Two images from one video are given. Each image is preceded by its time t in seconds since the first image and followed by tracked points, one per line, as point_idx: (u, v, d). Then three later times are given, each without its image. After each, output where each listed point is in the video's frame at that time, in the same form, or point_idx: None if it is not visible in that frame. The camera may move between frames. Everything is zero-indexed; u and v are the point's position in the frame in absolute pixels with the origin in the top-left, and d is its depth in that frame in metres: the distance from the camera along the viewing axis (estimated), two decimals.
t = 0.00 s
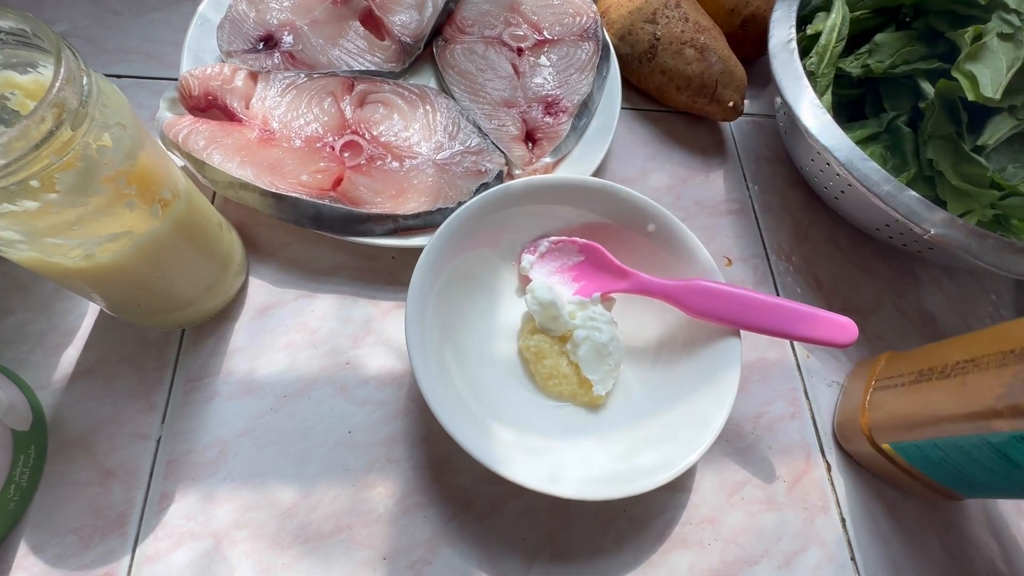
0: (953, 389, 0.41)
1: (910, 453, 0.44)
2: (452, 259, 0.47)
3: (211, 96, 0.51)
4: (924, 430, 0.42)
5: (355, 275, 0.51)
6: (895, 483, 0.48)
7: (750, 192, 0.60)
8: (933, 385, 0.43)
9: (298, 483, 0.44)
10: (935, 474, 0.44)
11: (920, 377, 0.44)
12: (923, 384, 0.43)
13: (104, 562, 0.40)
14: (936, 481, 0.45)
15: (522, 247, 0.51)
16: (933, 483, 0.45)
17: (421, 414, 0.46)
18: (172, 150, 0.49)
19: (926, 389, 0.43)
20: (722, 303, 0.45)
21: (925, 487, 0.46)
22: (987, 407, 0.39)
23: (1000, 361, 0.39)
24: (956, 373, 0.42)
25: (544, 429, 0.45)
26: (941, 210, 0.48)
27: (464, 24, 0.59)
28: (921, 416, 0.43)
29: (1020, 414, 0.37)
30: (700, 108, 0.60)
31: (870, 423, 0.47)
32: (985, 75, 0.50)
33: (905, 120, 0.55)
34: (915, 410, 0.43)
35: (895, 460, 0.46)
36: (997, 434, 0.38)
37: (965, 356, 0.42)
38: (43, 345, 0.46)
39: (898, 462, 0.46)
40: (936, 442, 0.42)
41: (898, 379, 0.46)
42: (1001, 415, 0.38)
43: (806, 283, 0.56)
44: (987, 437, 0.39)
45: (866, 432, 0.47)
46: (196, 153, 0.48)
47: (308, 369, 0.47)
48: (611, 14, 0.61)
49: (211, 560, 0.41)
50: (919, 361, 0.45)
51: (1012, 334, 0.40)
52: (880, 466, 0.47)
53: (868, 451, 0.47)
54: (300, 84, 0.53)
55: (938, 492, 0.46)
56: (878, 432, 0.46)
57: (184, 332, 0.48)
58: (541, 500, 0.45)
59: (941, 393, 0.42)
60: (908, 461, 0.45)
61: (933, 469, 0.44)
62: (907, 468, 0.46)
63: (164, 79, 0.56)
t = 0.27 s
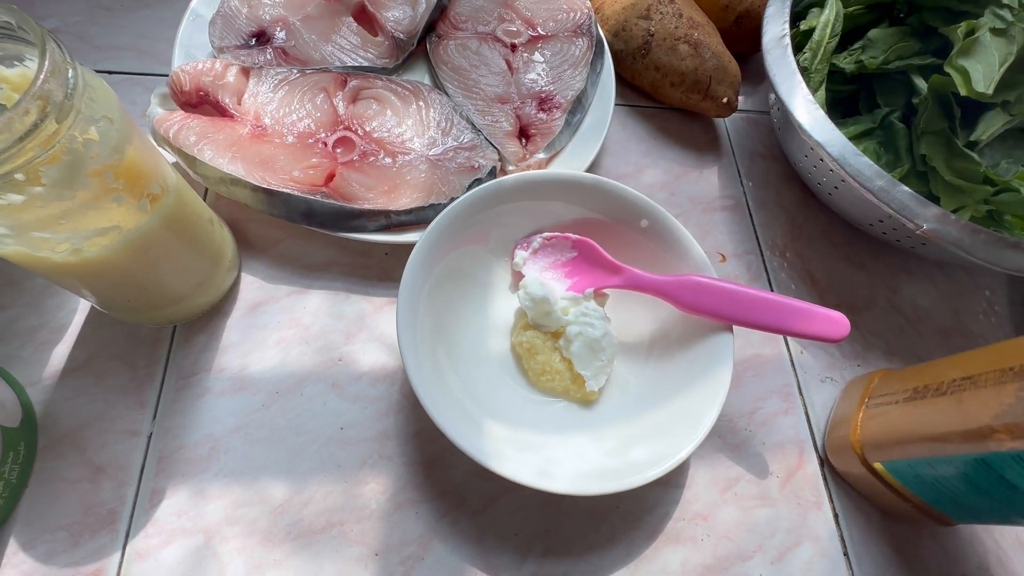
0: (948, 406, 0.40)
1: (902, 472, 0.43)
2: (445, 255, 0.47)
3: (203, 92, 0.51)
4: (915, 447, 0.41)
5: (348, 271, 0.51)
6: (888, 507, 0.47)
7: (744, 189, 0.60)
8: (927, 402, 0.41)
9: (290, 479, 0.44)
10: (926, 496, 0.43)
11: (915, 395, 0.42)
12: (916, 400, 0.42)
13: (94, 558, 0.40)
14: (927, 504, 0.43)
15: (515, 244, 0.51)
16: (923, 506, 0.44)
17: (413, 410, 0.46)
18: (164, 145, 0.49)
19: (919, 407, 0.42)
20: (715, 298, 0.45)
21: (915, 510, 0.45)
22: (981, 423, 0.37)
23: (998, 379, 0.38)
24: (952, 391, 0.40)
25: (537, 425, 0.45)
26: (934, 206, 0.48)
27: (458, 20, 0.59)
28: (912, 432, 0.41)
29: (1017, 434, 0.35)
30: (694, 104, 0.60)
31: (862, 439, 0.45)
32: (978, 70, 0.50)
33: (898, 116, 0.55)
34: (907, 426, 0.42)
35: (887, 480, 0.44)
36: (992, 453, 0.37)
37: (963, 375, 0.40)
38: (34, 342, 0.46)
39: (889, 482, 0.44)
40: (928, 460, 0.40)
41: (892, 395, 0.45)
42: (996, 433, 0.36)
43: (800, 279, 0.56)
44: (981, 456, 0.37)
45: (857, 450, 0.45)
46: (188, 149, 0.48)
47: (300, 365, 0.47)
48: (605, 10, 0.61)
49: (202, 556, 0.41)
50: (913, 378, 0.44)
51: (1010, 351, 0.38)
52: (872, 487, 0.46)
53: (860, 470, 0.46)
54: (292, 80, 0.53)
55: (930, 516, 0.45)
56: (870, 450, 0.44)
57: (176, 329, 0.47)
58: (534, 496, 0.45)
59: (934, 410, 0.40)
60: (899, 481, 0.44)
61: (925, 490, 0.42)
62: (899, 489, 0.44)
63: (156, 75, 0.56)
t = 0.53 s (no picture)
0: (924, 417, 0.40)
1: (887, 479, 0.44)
2: (447, 259, 0.48)
3: (208, 97, 0.52)
4: (897, 456, 0.42)
5: (352, 274, 0.52)
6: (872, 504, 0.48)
7: (741, 191, 0.61)
8: (906, 412, 0.42)
9: (296, 479, 0.44)
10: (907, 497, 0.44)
11: (893, 404, 0.43)
12: (895, 410, 0.43)
13: (104, 557, 0.41)
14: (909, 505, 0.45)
15: (516, 247, 0.52)
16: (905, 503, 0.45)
17: (416, 410, 0.47)
18: (170, 150, 0.50)
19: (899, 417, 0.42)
20: (712, 301, 0.46)
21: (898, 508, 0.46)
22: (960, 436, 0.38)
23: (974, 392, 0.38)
24: (929, 402, 0.41)
25: (537, 425, 0.46)
26: (926, 209, 0.49)
27: (459, 25, 0.59)
28: (894, 441, 0.42)
29: (993, 447, 0.36)
30: (691, 108, 0.61)
31: (846, 447, 0.46)
32: (969, 76, 0.51)
33: (892, 120, 0.56)
34: (888, 436, 0.42)
35: (873, 485, 0.45)
36: (970, 465, 0.37)
37: (941, 385, 0.41)
38: (42, 344, 0.47)
39: (874, 487, 0.45)
40: (910, 470, 0.41)
41: (873, 404, 0.45)
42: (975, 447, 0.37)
43: (796, 281, 0.57)
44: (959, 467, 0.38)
45: (843, 456, 0.46)
46: (194, 154, 0.49)
47: (305, 367, 0.48)
48: (603, 15, 0.62)
49: (210, 555, 0.42)
50: (895, 387, 0.44)
51: (984, 362, 0.39)
52: (860, 491, 0.47)
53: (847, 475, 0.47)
54: (296, 85, 0.54)
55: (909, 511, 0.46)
56: (855, 457, 0.45)
57: (182, 331, 0.48)
58: (535, 494, 0.46)
59: (914, 419, 0.41)
60: (883, 486, 0.45)
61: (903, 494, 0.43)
62: (883, 492, 0.45)
63: (161, 80, 0.56)
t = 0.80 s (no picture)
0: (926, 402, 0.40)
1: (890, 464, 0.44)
2: (445, 259, 0.47)
3: (204, 97, 0.52)
4: (900, 442, 0.42)
5: (349, 274, 0.51)
6: (874, 490, 0.48)
7: (741, 191, 0.60)
8: (908, 398, 0.42)
9: (292, 481, 0.44)
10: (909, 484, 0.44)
11: (894, 389, 0.43)
12: (896, 396, 0.43)
13: (99, 561, 0.41)
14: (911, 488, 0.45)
15: (514, 247, 0.51)
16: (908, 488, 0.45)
17: (414, 412, 0.47)
18: (165, 150, 0.50)
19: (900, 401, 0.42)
20: (712, 301, 0.46)
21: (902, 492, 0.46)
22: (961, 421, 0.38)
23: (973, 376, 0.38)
24: (929, 386, 0.41)
25: (536, 426, 0.45)
26: (927, 209, 0.49)
27: (457, 24, 0.59)
28: (896, 428, 0.42)
29: (995, 429, 0.36)
30: (691, 107, 0.60)
31: (848, 434, 0.46)
32: (971, 75, 0.51)
33: (893, 119, 0.56)
34: (889, 422, 0.42)
35: (876, 470, 0.45)
36: (973, 449, 0.37)
37: (940, 369, 0.41)
38: (37, 346, 0.46)
39: (877, 473, 0.45)
40: (913, 454, 0.41)
41: (874, 389, 0.45)
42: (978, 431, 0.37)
43: (796, 281, 0.57)
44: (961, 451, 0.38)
45: (845, 443, 0.46)
46: (189, 154, 0.48)
47: (302, 368, 0.48)
48: (602, 14, 0.61)
49: (206, 558, 0.41)
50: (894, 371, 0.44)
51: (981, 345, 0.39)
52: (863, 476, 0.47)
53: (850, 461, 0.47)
54: (293, 85, 0.54)
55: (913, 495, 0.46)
56: (857, 444, 0.45)
57: (178, 333, 0.48)
58: (534, 496, 0.45)
59: (915, 404, 0.41)
60: (886, 472, 0.45)
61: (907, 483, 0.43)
62: (886, 477, 0.45)
63: (156, 80, 0.56)
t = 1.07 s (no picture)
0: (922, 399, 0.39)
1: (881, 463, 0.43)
2: (444, 260, 0.47)
3: (200, 96, 0.51)
4: (893, 439, 0.41)
5: (347, 275, 0.51)
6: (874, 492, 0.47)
7: (743, 191, 0.60)
8: (903, 395, 0.41)
9: (290, 485, 0.43)
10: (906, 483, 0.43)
11: (889, 385, 0.42)
12: (890, 393, 0.42)
13: (94, 566, 0.40)
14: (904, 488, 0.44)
15: (514, 247, 0.51)
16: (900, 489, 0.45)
17: (413, 415, 0.46)
18: (161, 150, 0.49)
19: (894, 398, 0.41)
20: (714, 302, 0.45)
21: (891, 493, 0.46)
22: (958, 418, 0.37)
23: (973, 374, 0.37)
24: (925, 383, 0.40)
25: (536, 429, 0.45)
26: (932, 208, 0.48)
27: (456, 23, 0.59)
28: (889, 423, 0.41)
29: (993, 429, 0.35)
30: (692, 106, 0.60)
31: (840, 431, 0.45)
32: (976, 73, 0.50)
33: (896, 118, 0.55)
34: (881, 420, 0.42)
35: (866, 469, 0.45)
36: (969, 447, 0.37)
37: (936, 366, 0.40)
38: (32, 348, 0.46)
39: (868, 471, 0.45)
40: (906, 453, 0.41)
41: (868, 385, 0.44)
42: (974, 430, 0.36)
43: (799, 281, 0.56)
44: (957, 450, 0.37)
45: (836, 441, 0.46)
46: (186, 154, 0.48)
47: (299, 370, 0.47)
48: (603, 12, 0.61)
49: (202, 564, 0.41)
50: (890, 367, 0.43)
51: (982, 342, 0.38)
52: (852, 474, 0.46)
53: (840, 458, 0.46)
54: (290, 84, 0.53)
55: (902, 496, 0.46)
56: (848, 442, 0.45)
57: (174, 335, 0.47)
58: (534, 500, 0.45)
59: (911, 403, 0.40)
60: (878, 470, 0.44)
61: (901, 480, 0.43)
62: (877, 477, 0.45)
63: (153, 79, 0.55)
